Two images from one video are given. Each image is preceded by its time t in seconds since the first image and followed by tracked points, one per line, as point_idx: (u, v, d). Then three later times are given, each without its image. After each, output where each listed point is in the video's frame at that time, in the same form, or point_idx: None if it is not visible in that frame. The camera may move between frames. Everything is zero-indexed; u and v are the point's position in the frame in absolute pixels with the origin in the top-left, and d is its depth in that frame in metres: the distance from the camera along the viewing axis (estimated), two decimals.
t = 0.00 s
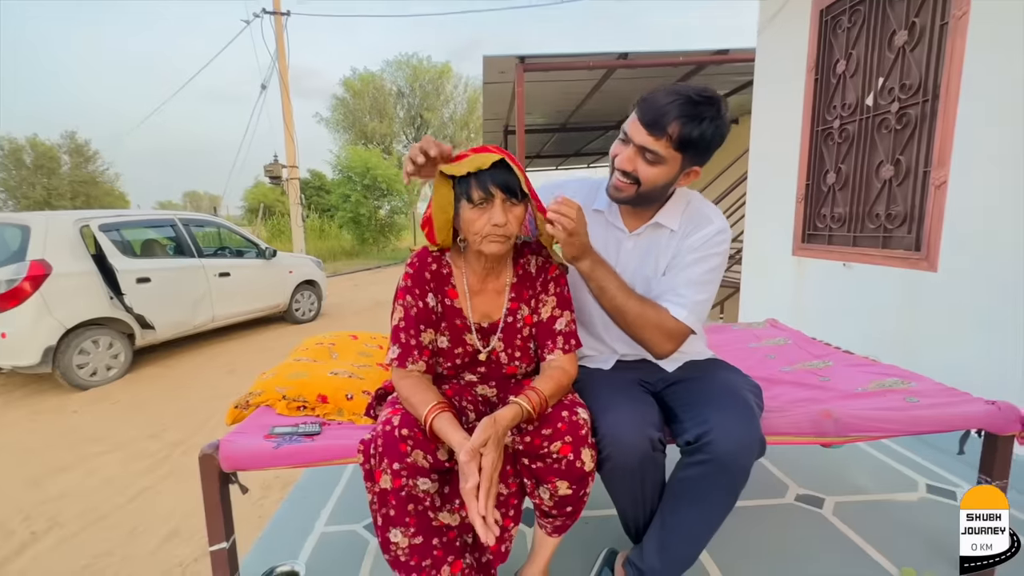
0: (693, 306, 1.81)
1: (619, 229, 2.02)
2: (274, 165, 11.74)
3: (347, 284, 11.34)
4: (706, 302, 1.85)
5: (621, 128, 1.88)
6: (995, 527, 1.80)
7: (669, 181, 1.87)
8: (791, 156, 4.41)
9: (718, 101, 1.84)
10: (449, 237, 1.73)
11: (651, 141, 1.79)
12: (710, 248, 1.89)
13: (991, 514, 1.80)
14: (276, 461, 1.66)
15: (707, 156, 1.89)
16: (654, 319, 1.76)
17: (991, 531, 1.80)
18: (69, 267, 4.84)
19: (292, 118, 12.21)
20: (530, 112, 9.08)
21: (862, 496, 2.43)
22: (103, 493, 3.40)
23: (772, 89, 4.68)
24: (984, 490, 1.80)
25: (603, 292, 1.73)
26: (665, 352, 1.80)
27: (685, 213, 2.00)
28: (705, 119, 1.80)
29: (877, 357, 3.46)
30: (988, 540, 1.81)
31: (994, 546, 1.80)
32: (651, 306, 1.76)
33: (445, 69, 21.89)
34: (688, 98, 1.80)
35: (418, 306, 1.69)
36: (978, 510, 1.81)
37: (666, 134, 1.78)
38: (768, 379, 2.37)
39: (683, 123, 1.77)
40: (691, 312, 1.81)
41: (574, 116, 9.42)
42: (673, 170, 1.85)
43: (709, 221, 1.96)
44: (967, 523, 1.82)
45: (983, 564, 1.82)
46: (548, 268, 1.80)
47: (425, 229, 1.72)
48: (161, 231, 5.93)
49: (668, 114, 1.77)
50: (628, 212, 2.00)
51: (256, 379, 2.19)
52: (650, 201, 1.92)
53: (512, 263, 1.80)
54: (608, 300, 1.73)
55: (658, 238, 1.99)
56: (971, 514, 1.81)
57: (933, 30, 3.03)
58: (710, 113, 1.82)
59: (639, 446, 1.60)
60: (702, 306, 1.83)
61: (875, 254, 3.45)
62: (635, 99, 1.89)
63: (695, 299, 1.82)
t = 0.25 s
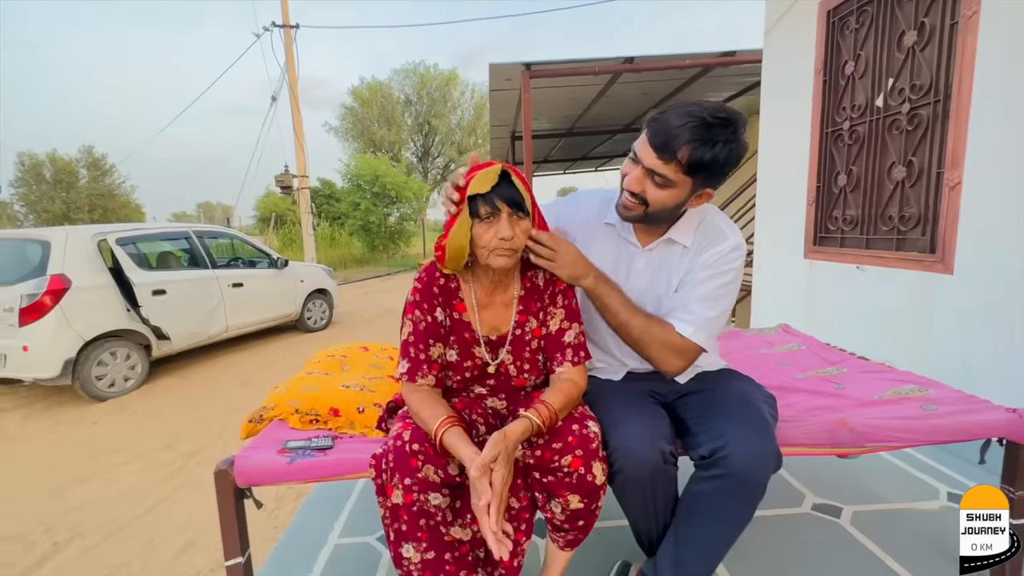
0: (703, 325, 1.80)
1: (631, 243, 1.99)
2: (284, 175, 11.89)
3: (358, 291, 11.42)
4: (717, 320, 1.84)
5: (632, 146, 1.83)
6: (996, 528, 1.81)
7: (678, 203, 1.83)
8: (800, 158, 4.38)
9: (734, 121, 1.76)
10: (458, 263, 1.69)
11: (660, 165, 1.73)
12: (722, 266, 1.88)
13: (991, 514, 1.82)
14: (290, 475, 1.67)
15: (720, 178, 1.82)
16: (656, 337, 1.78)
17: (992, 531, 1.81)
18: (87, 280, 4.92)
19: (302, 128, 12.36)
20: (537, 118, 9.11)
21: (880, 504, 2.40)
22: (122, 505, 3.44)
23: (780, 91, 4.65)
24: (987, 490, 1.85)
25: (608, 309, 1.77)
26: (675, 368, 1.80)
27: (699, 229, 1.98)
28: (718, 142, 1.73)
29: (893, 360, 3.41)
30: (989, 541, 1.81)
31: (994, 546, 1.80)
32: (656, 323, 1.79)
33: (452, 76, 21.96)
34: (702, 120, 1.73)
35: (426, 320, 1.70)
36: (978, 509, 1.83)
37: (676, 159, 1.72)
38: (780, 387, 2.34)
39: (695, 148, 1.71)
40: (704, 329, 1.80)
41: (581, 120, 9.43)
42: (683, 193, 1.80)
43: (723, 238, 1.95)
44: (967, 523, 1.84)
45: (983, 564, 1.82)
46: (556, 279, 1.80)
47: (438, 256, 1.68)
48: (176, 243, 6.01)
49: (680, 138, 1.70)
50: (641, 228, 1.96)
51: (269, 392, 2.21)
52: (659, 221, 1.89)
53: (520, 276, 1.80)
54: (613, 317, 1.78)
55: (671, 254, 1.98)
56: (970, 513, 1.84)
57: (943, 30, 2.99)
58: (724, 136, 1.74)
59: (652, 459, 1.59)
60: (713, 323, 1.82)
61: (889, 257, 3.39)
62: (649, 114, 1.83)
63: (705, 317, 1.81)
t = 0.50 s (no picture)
0: (721, 345, 1.66)
1: (643, 257, 1.88)
2: (283, 181, 11.78)
3: (357, 298, 11.30)
4: (738, 340, 1.69)
5: (639, 155, 1.71)
6: (995, 527, 1.97)
7: (688, 218, 1.71)
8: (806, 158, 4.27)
9: (751, 130, 1.63)
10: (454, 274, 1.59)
11: (667, 177, 1.62)
12: (742, 281, 1.76)
13: (991, 514, 1.98)
14: (271, 503, 1.55)
15: (735, 190, 1.69)
16: (667, 357, 1.65)
17: (990, 530, 1.96)
18: (80, 289, 4.82)
19: (300, 134, 12.27)
20: (536, 121, 9.02)
21: (900, 519, 2.29)
22: (113, 521, 3.30)
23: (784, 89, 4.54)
24: (987, 493, 2.02)
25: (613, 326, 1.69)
26: (690, 395, 1.66)
27: (718, 242, 1.86)
28: (732, 153, 1.60)
29: (908, 366, 3.29)
30: (987, 539, 1.97)
31: (994, 545, 1.96)
32: (666, 342, 1.67)
33: (451, 80, 21.91)
34: (714, 129, 1.60)
35: (419, 333, 1.58)
36: (978, 510, 1.99)
37: (684, 171, 1.60)
38: (795, 398, 2.23)
39: (705, 159, 1.58)
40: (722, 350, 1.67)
41: (580, 123, 9.34)
42: (693, 207, 1.68)
43: (745, 252, 1.83)
44: (968, 523, 1.99)
45: (984, 564, 1.96)
46: (556, 287, 1.69)
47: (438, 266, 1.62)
48: (172, 251, 5.91)
49: (689, 148, 1.58)
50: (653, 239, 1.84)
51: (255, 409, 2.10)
52: (668, 235, 1.77)
53: (518, 284, 1.70)
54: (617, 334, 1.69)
55: (686, 269, 1.85)
56: (971, 513, 1.99)
57: (956, 24, 2.89)
58: (739, 145, 1.61)
59: (666, 483, 1.49)
60: (733, 343, 1.68)
61: (902, 260, 3.27)
62: (658, 120, 1.70)
63: (723, 337, 1.67)
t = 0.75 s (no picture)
0: (720, 357, 1.53)
1: (647, 261, 1.78)
2: (282, 182, 11.69)
3: (357, 299, 11.21)
4: (741, 353, 1.55)
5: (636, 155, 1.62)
6: (994, 526, 1.90)
7: (688, 223, 1.60)
8: (812, 154, 4.17)
9: (756, 129, 1.50)
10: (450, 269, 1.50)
11: (659, 179, 1.52)
12: (750, 288, 1.61)
13: (991, 513, 1.91)
14: (251, 520, 1.48)
15: (740, 196, 1.56)
16: (658, 368, 1.54)
17: (991, 530, 1.90)
18: (75, 292, 4.72)
19: (299, 134, 12.19)
20: (537, 120, 8.93)
21: (918, 529, 2.19)
22: (104, 528, 3.19)
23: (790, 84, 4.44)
24: (988, 492, 1.95)
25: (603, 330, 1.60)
26: (682, 412, 1.55)
27: (728, 248, 1.72)
28: (733, 155, 1.47)
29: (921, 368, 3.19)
30: (988, 539, 1.92)
31: (992, 544, 1.91)
32: (659, 350, 1.56)
33: (451, 81, 21.86)
34: (713, 128, 1.48)
35: (411, 336, 1.49)
36: (978, 510, 1.92)
37: (677, 173, 1.49)
38: (808, 404, 2.13)
39: (700, 161, 1.47)
40: (723, 362, 1.53)
41: (581, 122, 9.25)
42: (692, 212, 1.57)
43: (757, 259, 1.68)
44: (968, 523, 1.93)
45: (983, 564, 1.91)
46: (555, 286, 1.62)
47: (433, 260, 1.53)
48: (169, 252, 5.81)
49: (682, 149, 1.47)
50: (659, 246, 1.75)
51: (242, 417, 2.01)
52: (666, 241, 1.66)
53: (516, 283, 1.62)
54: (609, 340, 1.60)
55: (692, 276, 1.73)
56: (971, 514, 1.92)
57: (970, 14, 2.79)
58: (740, 144, 1.48)
59: (677, 501, 1.39)
60: (735, 356, 1.54)
61: (914, 258, 3.16)
62: (657, 116, 1.59)
63: (722, 348, 1.53)
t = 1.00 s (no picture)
0: (737, 367, 1.47)
1: (652, 260, 1.72)
2: (287, 181, 11.68)
3: (361, 298, 11.19)
4: (759, 361, 1.48)
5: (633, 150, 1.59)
6: (996, 527, 1.85)
7: (681, 221, 1.54)
8: (821, 150, 4.12)
9: (751, 124, 1.42)
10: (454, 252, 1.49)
11: (648, 174, 1.48)
12: (762, 290, 1.54)
13: (991, 513, 1.86)
14: (248, 516, 1.46)
15: (736, 195, 1.49)
16: (675, 379, 1.49)
17: (991, 530, 1.85)
18: (79, 289, 4.71)
19: (304, 134, 12.18)
20: (541, 119, 8.89)
21: (931, 529, 2.14)
22: (108, 525, 3.16)
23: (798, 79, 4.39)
24: (985, 491, 1.92)
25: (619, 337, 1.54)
26: (707, 425, 1.50)
27: (737, 247, 1.66)
28: (724, 150, 1.41)
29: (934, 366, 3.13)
30: (988, 540, 1.87)
31: (993, 545, 1.86)
32: (676, 360, 1.49)
33: (455, 81, 21.85)
34: (705, 122, 1.42)
35: (411, 325, 1.46)
36: (978, 510, 1.87)
37: (664, 168, 1.45)
38: (818, 401, 2.09)
39: (687, 156, 1.42)
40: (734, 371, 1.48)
41: (585, 121, 9.21)
42: (684, 210, 1.52)
43: (768, 258, 1.61)
44: (968, 523, 1.88)
45: (984, 564, 1.87)
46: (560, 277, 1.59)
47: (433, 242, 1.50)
48: (173, 251, 5.80)
49: (669, 143, 1.43)
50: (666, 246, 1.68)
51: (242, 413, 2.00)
52: (662, 239, 1.61)
53: (520, 271, 1.59)
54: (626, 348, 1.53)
55: (701, 278, 1.66)
56: (971, 513, 1.87)
57: (984, 5, 2.73)
58: (733, 140, 1.42)
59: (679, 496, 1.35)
60: (752, 365, 1.47)
61: (925, 254, 3.11)
62: (656, 109, 1.55)
63: (739, 357, 1.47)
